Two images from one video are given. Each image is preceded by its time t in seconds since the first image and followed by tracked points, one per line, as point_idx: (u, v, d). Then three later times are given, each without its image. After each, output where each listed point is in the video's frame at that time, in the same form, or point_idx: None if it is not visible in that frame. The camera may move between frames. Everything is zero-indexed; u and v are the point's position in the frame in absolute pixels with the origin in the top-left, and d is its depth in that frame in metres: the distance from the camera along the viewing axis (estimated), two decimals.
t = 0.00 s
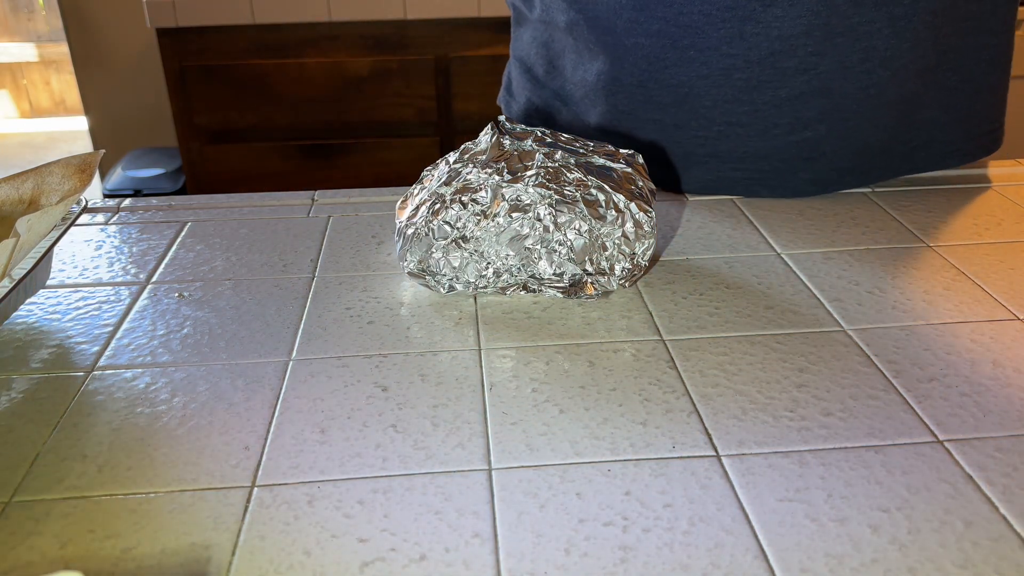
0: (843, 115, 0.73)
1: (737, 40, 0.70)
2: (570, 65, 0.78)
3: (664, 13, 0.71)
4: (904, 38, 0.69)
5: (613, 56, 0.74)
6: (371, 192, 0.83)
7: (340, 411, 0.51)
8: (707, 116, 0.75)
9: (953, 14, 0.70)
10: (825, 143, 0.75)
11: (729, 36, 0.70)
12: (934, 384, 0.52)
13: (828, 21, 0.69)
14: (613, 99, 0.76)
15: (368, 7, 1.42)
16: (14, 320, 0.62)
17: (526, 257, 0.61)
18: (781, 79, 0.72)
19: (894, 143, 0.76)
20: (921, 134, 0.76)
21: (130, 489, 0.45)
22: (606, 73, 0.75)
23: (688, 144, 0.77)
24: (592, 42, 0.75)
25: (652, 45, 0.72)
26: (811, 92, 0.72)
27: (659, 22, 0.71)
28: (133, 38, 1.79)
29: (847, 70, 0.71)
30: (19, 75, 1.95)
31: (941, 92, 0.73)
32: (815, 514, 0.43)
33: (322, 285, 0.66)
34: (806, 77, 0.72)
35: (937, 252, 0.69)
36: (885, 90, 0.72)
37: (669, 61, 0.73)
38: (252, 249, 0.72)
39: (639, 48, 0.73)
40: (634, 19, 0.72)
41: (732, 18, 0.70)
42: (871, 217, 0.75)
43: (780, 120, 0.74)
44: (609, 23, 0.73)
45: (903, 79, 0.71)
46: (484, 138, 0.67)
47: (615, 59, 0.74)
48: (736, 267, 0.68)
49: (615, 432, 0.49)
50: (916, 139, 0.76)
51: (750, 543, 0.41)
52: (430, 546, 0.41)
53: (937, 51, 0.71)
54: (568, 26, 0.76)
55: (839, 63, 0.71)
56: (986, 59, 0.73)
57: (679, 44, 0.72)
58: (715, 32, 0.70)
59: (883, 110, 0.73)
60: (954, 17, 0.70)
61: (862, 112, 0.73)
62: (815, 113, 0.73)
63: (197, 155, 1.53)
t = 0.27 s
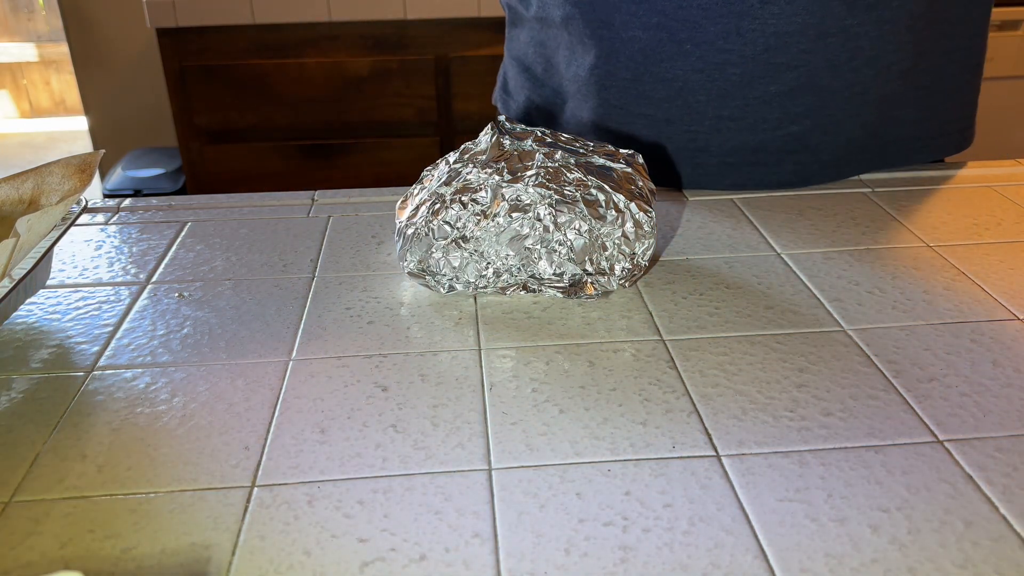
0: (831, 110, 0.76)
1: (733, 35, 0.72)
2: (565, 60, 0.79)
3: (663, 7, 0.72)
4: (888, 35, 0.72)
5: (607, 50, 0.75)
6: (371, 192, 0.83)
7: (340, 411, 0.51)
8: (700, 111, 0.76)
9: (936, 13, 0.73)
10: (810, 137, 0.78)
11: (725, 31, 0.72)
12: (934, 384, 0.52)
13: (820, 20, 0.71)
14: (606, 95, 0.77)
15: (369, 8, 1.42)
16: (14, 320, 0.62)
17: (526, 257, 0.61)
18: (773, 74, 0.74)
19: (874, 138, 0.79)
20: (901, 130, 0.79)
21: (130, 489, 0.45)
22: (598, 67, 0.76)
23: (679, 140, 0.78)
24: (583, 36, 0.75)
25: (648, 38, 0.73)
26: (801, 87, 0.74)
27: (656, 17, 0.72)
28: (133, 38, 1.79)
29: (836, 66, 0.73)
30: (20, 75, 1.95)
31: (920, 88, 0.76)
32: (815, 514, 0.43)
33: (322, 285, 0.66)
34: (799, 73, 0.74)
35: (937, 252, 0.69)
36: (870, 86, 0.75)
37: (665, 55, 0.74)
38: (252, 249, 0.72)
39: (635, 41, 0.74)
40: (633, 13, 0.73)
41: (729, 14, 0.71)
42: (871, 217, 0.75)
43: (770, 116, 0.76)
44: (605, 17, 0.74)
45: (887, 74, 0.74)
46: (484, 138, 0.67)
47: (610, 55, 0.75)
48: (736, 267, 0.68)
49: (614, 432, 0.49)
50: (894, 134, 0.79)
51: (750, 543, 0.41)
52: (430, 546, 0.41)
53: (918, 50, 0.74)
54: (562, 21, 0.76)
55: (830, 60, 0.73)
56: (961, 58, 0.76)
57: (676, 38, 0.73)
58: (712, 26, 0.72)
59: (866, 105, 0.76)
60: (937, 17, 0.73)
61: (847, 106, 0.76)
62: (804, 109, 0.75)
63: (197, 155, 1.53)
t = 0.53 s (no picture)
0: (812, 115, 0.82)
1: (722, 44, 0.78)
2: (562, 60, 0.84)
3: (657, 15, 0.78)
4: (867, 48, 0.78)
5: (603, 54, 0.81)
6: (371, 192, 0.83)
7: (340, 411, 0.51)
8: (687, 112, 0.83)
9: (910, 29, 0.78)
10: (793, 142, 0.84)
11: (714, 40, 0.78)
12: (934, 384, 0.52)
13: (805, 33, 0.76)
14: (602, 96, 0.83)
15: (368, 8, 1.42)
16: (14, 320, 0.61)
17: (526, 257, 0.61)
18: (757, 81, 0.80)
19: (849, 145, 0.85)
20: (872, 135, 0.85)
21: (130, 489, 0.45)
22: (594, 69, 0.82)
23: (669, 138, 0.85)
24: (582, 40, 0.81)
25: (642, 43, 0.80)
26: (782, 95, 0.80)
27: (651, 25, 0.79)
28: (133, 38, 1.79)
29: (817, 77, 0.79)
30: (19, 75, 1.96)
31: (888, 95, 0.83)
32: (816, 514, 0.43)
33: (322, 285, 0.66)
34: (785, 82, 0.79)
35: (937, 252, 0.69)
36: (846, 93, 0.81)
37: (657, 59, 0.80)
38: (252, 249, 0.72)
39: (631, 47, 0.80)
40: (628, 19, 0.79)
41: (719, 24, 0.77)
42: (871, 217, 0.75)
43: (754, 121, 0.82)
44: (602, 23, 0.79)
45: (863, 83, 0.80)
46: (484, 138, 0.67)
47: (606, 57, 0.81)
48: (736, 267, 0.68)
49: (615, 432, 0.49)
50: (868, 140, 0.85)
51: (750, 543, 0.41)
52: (431, 546, 0.41)
53: (892, 62, 0.80)
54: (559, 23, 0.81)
55: (812, 70, 0.79)
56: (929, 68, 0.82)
57: (668, 44, 0.79)
58: (703, 35, 0.78)
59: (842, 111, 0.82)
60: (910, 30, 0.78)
61: (825, 113, 0.82)
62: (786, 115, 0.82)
63: (196, 155, 1.53)
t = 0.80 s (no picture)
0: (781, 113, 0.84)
1: (699, 40, 0.78)
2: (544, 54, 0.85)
3: (636, 9, 0.77)
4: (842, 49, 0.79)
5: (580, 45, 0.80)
6: (371, 192, 0.83)
7: (340, 411, 0.51)
8: (662, 107, 0.84)
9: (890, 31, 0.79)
10: (756, 139, 0.87)
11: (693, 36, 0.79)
12: (934, 384, 0.52)
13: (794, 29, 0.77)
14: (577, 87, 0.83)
15: (367, 7, 1.41)
16: (14, 320, 0.61)
17: (525, 257, 0.61)
18: (732, 76, 0.81)
19: (812, 144, 0.88)
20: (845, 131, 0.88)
21: (130, 489, 0.45)
22: (572, 61, 0.81)
23: (641, 127, 0.86)
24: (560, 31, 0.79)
25: (621, 36, 0.79)
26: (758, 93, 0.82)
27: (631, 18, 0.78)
28: (133, 38, 1.79)
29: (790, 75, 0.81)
30: (19, 75, 1.96)
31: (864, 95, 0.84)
32: (815, 514, 0.43)
33: (322, 285, 0.66)
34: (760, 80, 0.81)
35: (937, 252, 0.69)
36: (817, 91, 0.83)
37: (635, 53, 0.80)
38: (252, 249, 0.72)
39: (610, 38, 0.79)
40: (609, 12, 0.78)
41: (697, 19, 0.77)
42: (871, 217, 0.75)
43: (724, 118, 0.85)
44: (580, 16, 0.78)
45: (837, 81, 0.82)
46: (484, 138, 0.67)
47: (582, 49, 0.80)
48: (736, 267, 0.68)
49: (615, 432, 0.49)
50: (842, 136, 0.88)
51: (750, 543, 0.41)
52: (431, 546, 0.41)
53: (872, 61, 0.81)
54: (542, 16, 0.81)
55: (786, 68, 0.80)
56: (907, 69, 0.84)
57: (647, 37, 0.79)
58: (682, 29, 0.78)
59: (811, 110, 0.84)
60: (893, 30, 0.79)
61: (794, 111, 0.84)
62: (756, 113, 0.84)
63: (196, 155, 1.53)
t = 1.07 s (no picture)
0: (760, 125, 0.85)
1: (691, 55, 0.79)
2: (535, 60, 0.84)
3: (630, 22, 0.78)
4: (831, 64, 0.80)
5: (570, 55, 0.80)
6: (371, 193, 0.83)
7: (340, 411, 0.51)
8: (648, 116, 0.85)
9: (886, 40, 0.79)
10: (753, 141, 0.87)
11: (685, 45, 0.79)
12: (934, 383, 0.52)
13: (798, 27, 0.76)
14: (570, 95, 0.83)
15: (367, 7, 1.41)
16: (14, 320, 0.61)
17: (525, 257, 0.61)
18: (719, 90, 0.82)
19: (789, 153, 0.90)
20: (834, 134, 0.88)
21: (130, 489, 0.45)
22: (561, 70, 0.81)
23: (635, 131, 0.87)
24: (551, 41, 0.79)
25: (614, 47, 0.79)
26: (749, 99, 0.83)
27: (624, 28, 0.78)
28: (133, 38, 1.79)
29: (778, 87, 0.81)
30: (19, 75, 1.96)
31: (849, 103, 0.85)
32: (815, 515, 0.43)
33: (322, 286, 0.66)
34: (746, 94, 0.82)
35: (938, 252, 0.69)
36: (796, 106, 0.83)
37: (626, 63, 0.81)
38: (252, 249, 0.72)
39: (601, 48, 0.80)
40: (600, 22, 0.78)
41: (688, 29, 0.77)
42: (871, 217, 0.75)
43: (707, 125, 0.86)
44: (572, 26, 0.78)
45: (820, 95, 0.82)
46: (484, 138, 0.67)
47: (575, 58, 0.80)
48: (736, 267, 0.68)
49: (615, 432, 0.49)
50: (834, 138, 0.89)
51: (749, 543, 0.41)
52: (431, 546, 0.41)
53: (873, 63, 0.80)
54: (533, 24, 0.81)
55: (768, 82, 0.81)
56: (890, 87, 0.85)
57: (639, 50, 0.80)
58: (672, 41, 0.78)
59: (792, 121, 0.85)
60: (880, 50, 0.79)
61: (772, 124, 0.85)
62: (740, 121, 0.85)
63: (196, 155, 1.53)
